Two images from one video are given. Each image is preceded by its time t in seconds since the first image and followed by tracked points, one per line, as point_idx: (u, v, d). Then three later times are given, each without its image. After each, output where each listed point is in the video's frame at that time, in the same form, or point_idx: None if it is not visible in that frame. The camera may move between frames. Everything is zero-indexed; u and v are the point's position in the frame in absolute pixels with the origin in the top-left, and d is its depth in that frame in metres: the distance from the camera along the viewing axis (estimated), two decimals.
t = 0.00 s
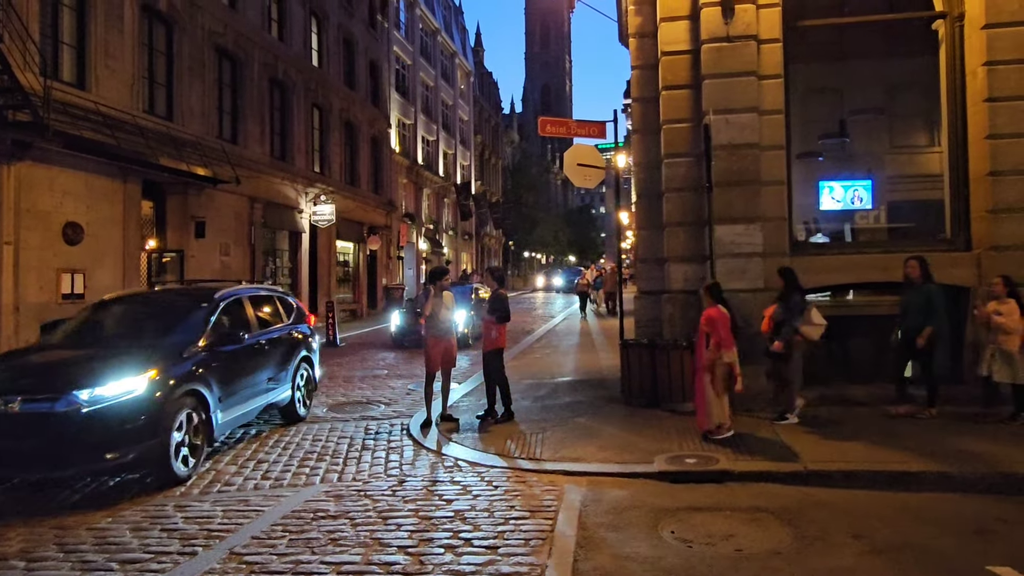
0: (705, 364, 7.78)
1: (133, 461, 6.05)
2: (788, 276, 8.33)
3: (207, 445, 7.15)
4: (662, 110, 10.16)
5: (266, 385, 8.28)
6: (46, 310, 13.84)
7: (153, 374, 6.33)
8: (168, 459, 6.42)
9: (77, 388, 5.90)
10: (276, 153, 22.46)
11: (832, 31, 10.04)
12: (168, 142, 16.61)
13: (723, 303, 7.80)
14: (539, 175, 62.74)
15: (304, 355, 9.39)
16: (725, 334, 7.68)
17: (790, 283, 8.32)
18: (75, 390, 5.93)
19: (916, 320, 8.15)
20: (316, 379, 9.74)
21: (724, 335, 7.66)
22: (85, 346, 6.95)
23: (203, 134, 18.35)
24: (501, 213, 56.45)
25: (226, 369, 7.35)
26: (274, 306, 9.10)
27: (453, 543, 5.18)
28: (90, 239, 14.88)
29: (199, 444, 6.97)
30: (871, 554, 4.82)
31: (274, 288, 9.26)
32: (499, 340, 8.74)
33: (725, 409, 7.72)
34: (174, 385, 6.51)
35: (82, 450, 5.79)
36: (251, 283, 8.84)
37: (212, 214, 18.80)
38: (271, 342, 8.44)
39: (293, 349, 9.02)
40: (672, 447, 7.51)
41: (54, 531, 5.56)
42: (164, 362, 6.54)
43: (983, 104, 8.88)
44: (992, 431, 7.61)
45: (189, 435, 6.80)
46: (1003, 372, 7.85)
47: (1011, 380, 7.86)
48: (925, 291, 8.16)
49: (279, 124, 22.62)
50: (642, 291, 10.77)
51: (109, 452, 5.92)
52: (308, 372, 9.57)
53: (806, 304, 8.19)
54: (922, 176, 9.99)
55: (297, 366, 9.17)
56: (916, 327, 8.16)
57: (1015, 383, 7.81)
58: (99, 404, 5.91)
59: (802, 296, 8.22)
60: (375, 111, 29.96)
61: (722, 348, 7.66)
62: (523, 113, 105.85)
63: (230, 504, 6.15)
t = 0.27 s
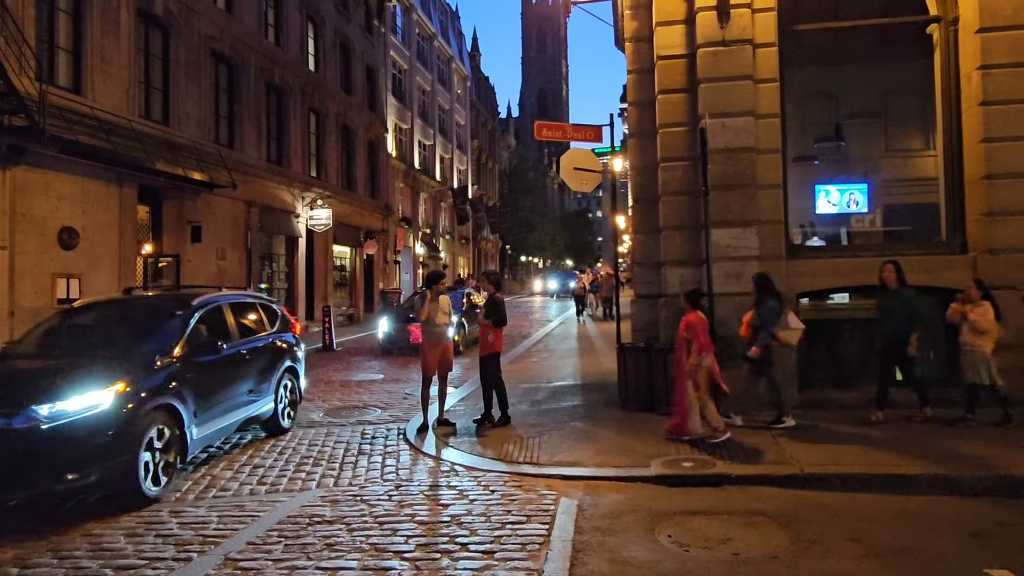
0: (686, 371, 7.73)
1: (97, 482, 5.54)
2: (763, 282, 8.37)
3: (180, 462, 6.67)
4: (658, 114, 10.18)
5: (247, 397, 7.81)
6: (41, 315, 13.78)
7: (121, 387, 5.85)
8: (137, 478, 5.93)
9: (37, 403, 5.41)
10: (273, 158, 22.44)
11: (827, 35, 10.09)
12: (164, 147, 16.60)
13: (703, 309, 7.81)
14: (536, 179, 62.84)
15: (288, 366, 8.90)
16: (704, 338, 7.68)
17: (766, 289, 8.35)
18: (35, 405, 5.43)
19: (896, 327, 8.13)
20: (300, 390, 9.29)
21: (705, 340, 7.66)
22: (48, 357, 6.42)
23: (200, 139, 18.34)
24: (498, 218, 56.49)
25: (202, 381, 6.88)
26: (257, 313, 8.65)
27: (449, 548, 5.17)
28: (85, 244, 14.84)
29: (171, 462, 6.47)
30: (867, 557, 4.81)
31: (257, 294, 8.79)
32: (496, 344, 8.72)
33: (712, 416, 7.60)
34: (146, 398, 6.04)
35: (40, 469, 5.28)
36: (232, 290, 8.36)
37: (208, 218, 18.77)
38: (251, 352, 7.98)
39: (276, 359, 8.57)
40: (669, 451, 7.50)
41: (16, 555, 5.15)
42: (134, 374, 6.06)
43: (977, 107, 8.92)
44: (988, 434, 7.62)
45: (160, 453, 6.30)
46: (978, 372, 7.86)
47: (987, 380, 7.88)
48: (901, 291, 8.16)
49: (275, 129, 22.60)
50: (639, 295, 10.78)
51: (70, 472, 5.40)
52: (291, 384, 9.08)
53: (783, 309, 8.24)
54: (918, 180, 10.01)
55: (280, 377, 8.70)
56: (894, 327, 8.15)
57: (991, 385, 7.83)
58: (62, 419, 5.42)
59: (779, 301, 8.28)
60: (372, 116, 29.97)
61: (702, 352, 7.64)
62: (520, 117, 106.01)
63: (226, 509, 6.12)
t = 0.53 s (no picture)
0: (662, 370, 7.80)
1: (54, 500, 5.16)
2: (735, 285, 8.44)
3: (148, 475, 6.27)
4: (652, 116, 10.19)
5: (224, 405, 7.42)
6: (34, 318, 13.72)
7: (80, 397, 5.47)
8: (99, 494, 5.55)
9: None
10: (267, 160, 22.40)
11: (820, 37, 10.12)
12: (159, 149, 16.57)
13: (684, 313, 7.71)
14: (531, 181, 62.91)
15: (269, 372, 8.49)
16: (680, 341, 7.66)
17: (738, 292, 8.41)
18: None
19: (870, 329, 8.04)
20: (282, 397, 8.88)
21: (682, 342, 7.64)
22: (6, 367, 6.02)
23: (195, 141, 18.30)
24: (494, 220, 56.52)
25: (172, 389, 6.49)
26: (236, 316, 8.23)
27: (444, 550, 5.16)
28: (79, 247, 14.80)
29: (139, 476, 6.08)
30: (862, 558, 4.81)
31: (237, 296, 8.37)
32: (490, 346, 8.69)
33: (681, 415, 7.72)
34: (110, 407, 5.65)
35: None
36: (209, 292, 7.94)
37: (203, 221, 18.73)
38: (229, 356, 7.57)
39: (256, 364, 8.16)
40: (664, 452, 7.50)
41: None
42: (96, 383, 5.67)
43: (970, 109, 8.94)
44: (982, 435, 7.63)
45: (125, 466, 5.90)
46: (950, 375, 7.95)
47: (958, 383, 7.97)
48: (879, 297, 8.03)
49: (270, 131, 22.56)
50: (634, 296, 10.79)
51: (24, 490, 5.05)
52: (272, 391, 8.67)
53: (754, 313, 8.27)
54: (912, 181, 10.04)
55: (260, 384, 8.29)
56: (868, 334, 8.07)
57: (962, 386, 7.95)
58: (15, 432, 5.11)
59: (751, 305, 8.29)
60: (367, 118, 29.95)
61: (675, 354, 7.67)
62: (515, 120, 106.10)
63: (219, 512, 6.10)
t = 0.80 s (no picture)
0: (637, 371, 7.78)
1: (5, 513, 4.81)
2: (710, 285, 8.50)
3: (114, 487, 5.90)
4: (645, 116, 10.21)
5: (198, 410, 7.06)
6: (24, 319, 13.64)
7: (36, 402, 5.12)
8: (57, 506, 5.19)
9: None
10: (260, 160, 22.32)
11: (812, 38, 10.16)
12: (151, 150, 16.50)
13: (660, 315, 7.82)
14: (524, 181, 62.92)
15: (247, 376, 8.14)
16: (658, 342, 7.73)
17: (711, 292, 8.47)
18: None
19: (846, 331, 7.97)
20: (262, 402, 8.51)
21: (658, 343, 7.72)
22: None
23: (186, 141, 18.22)
24: (488, 220, 56.51)
25: (140, 393, 6.14)
26: (212, 317, 7.88)
27: (435, 550, 5.15)
28: (70, 247, 14.72)
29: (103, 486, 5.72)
30: (852, 556, 4.83)
31: (212, 296, 8.01)
32: (484, 346, 8.73)
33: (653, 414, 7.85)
34: (69, 413, 5.30)
35: None
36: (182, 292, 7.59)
37: (195, 221, 18.67)
38: (203, 359, 7.22)
39: (234, 367, 7.81)
40: (656, 452, 7.51)
41: None
42: (55, 387, 5.32)
43: (961, 110, 8.99)
44: (972, 434, 7.67)
45: (87, 476, 5.54)
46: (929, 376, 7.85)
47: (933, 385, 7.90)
48: (852, 298, 8.01)
49: (262, 131, 22.48)
50: (626, 296, 10.80)
51: None
52: (251, 395, 8.32)
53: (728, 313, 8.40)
54: (903, 182, 10.09)
55: (238, 388, 7.93)
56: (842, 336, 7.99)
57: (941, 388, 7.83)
58: None
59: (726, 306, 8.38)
60: (360, 118, 29.89)
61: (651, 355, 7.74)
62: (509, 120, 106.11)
63: (209, 513, 6.08)
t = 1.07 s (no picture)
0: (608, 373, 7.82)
1: None
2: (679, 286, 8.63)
3: (76, 500, 5.53)
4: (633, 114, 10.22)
5: (170, 416, 6.70)
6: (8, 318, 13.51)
7: None
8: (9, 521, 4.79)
9: None
10: (248, 158, 22.19)
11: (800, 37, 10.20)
12: (137, 148, 16.39)
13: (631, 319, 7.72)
14: (515, 180, 62.94)
15: (223, 379, 7.78)
16: (628, 346, 7.66)
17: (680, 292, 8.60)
18: None
19: (816, 331, 8.04)
20: (236, 407, 8.16)
21: (630, 348, 7.65)
22: None
23: (173, 139, 18.09)
24: (478, 219, 56.50)
25: (106, 399, 5.76)
26: (185, 318, 7.52)
27: (423, 549, 5.14)
28: (55, 245, 14.58)
29: (63, 499, 5.34)
30: (837, 552, 4.86)
31: (184, 296, 7.66)
32: (473, 344, 8.69)
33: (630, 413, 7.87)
34: (24, 420, 4.91)
35: None
36: (152, 292, 7.22)
37: (182, 219, 18.56)
38: (175, 363, 6.86)
39: (208, 370, 7.46)
40: (644, 450, 7.53)
41: None
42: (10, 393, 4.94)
43: (947, 109, 9.05)
44: (956, 431, 7.73)
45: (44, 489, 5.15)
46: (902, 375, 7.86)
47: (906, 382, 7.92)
48: (822, 298, 8.05)
49: (250, 129, 22.36)
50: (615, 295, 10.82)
51: None
52: (226, 399, 7.97)
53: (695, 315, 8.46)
54: (889, 181, 10.14)
55: (212, 392, 7.57)
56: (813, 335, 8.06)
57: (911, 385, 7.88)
58: None
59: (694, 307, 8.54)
60: (349, 116, 29.79)
61: (621, 360, 7.69)
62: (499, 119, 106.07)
63: (195, 514, 6.04)
